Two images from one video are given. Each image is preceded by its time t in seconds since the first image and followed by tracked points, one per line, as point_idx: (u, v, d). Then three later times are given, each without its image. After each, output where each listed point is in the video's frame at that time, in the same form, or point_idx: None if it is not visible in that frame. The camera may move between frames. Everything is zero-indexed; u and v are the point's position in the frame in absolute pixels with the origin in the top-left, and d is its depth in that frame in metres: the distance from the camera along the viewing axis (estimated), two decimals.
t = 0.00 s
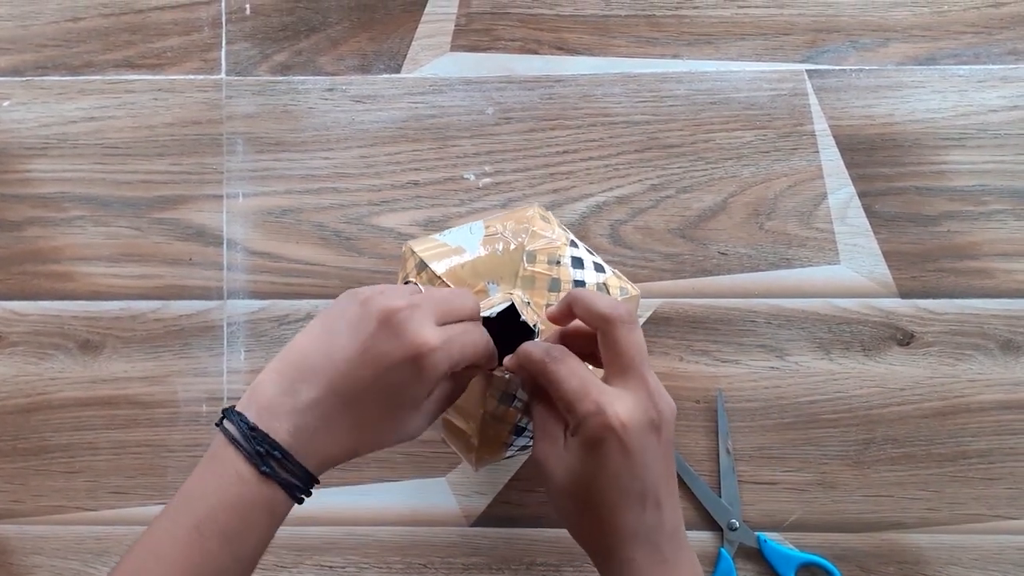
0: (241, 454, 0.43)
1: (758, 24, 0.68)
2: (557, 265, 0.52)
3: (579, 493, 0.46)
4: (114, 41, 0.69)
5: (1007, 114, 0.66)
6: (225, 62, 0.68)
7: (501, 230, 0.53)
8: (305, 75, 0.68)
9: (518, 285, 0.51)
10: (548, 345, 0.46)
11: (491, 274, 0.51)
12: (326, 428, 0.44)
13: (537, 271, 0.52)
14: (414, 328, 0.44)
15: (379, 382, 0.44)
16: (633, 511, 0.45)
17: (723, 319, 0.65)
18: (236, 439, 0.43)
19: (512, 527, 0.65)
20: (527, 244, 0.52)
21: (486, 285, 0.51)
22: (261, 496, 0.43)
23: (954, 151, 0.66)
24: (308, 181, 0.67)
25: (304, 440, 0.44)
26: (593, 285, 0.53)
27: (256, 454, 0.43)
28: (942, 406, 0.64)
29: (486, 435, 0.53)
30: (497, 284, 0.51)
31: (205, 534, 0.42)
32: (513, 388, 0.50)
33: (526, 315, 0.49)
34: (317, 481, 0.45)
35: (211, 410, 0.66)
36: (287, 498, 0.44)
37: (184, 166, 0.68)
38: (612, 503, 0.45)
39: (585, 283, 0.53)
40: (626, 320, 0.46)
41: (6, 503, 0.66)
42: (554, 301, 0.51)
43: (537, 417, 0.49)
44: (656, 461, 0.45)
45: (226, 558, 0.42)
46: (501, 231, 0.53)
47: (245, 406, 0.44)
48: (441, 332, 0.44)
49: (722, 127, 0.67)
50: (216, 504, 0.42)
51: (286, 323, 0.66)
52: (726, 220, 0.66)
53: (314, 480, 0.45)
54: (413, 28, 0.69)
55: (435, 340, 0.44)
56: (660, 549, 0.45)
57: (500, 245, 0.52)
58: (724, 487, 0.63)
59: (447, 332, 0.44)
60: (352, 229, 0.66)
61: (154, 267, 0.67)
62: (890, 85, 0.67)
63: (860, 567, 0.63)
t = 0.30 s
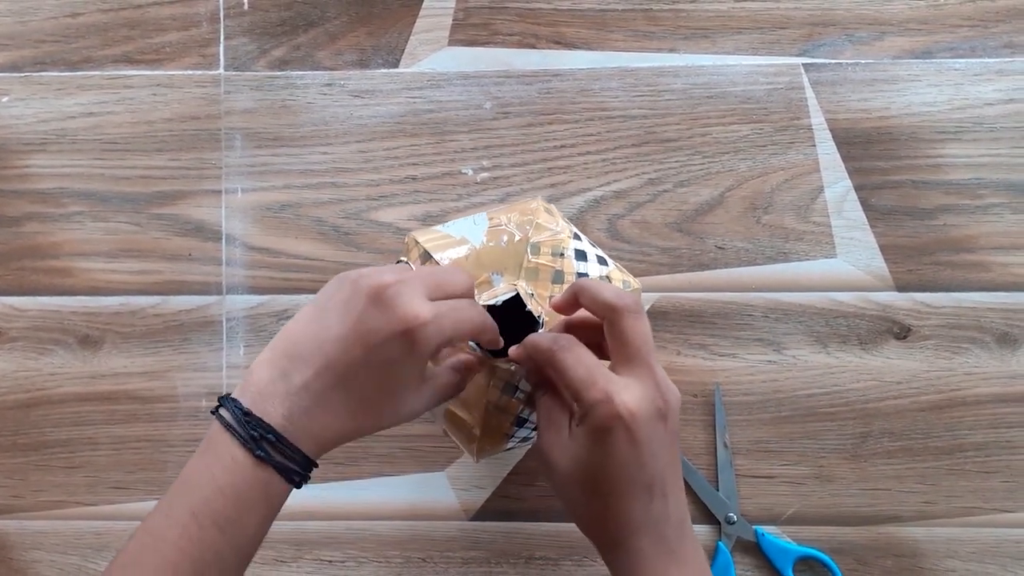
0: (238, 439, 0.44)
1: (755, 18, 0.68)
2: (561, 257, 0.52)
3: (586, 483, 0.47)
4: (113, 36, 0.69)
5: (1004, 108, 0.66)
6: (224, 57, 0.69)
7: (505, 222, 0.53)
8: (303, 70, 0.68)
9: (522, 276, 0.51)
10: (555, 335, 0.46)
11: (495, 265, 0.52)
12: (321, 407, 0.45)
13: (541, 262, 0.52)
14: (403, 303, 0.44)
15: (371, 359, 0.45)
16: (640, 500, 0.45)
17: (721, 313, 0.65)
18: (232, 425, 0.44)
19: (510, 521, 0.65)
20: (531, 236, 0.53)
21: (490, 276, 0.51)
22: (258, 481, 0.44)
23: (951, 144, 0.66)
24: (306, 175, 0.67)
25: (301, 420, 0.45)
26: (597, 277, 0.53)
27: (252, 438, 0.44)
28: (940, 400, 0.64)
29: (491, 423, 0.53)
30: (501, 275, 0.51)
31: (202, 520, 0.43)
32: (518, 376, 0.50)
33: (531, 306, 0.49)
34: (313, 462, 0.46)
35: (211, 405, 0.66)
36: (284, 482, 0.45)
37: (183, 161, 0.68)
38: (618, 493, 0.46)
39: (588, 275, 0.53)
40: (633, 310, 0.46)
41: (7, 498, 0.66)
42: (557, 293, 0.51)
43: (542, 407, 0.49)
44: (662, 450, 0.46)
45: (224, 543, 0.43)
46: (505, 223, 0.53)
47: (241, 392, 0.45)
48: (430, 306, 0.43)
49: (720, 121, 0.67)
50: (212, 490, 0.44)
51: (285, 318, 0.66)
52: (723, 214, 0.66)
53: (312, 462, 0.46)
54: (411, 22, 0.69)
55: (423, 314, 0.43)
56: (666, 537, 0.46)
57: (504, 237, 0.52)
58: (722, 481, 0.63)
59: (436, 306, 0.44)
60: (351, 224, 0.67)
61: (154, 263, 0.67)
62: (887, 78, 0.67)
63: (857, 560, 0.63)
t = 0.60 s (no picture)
0: (259, 454, 0.43)
1: (756, 22, 0.68)
2: (563, 264, 0.53)
3: (589, 491, 0.46)
4: (113, 42, 0.69)
5: (1005, 111, 0.66)
6: (225, 62, 0.69)
7: (506, 229, 0.53)
8: (304, 75, 0.68)
9: (523, 284, 0.52)
10: (558, 343, 0.46)
11: (497, 272, 0.52)
12: (343, 425, 0.44)
13: (543, 270, 0.52)
14: (426, 323, 0.44)
15: (394, 377, 0.44)
16: (643, 508, 0.45)
17: (723, 316, 0.65)
18: (254, 440, 0.43)
19: (511, 525, 0.65)
20: (533, 243, 0.53)
21: (492, 283, 0.52)
22: (280, 495, 0.43)
23: (952, 148, 0.66)
24: (307, 180, 0.67)
25: (322, 439, 0.44)
26: (598, 284, 0.53)
27: (273, 454, 0.43)
28: (942, 403, 0.64)
29: (491, 431, 0.53)
30: (502, 282, 0.52)
31: (224, 533, 0.42)
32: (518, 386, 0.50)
33: (532, 313, 0.50)
34: (335, 480, 0.44)
35: (211, 410, 0.66)
36: (306, 498, 0.44)
37: (183, 166, 0.68)
38: (621, 502, 0.45)
39: (590, 282, 0.53)
40: (635, 320, 0.46)
41: (7, 504, 0.66)
42: (559, 300, 0.52)
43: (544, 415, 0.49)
44: (665, 459, 0.46)
45: (245, 557, 0.42)
46: (507, 229, 0.53)
47: (261, 407, 0.44)
48: (453, 325, 0.44)
49: (721, 125, 0.67)
50: (235, 503, 0.42)
51: (286, 323, 0.66)
52: (725, 218, 0.66)
53: (333, 479, 0.44)
54: (411, 27, 0.69)
55: (447, 333, 0.43)
56: (669, 546, 0.46)
57: (505, 244, 0.53)
58: (724, 484, 0.63)
59: (459, 326, 0.44)
60: (352, 229, 0.66)
61: (154, 268, 0.67)
62: (888, 82, 0.67)
63: (860, 564, 0.63)
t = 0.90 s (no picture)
0: (259, 453, 0.43)
1: (758, 18, 0.68)
2: (564, 260, 0.52)
3: (589, 488, 0.46)
4: (113, 37, 0.69)
5: (1006, 107, 0.66)
6: (225, 58, 0.68)
7: (507, 225, 0.53)
8: (304, 71, 0.68)
9: (525, 280, 0.51)
10: (558, 340, 0.46)
11: (498, 269, 0.52)
12: (344, 424, 0.44)
13: (544, 266, 0.52)
14: (428, 321, 0.44)
15: (394, 375, 0.44)
16: (644, 506, 0.45)
17: (724, 313, 0.65)
18: (253, 438, 0.43)
19: (512, 522, 0.65)
20: (534, 239, 0.53)
21: (493, 280, 0.51)
22: (279, 494, 0.43)
23: (954, 144, 0.66)
24: (308, 176, 0.67)
25: (322, 437, 0.44)
26: (599, 281, 0.53)
27: (273, 453, 0.43)
28: (943, 399, 0.64)
29: (492, 429, 0.53)
30: (504, 279, 0.51)
31: (222, 531, 0.42)
32: (519, 384, 0.50)
33: (533, 311, 0.50)
34: (335, 478, 0.44)
35: (212, 406, 0.66)
36: (305, 496, 0.44)
37: (184, 162, 0.68)
38: (621, 499, 0.45)
39: (591, 278, 0.53)
40: (635, 316, 0.46)
41: (7, 501, 0.66)
42: (560, 297, 0.51)
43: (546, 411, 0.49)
44: (666, 457, 0.45)
45: (244, 555, 0.42)
46: (508, 226, 0.53)
47: (263, 406, 0.44)
48: (454, 323, 0.44)
49: (722, 120, 0.67)
50: (233, 501, 0.42)
51: (286, 319, 0.66)
52: (726, 214, 0.66)
53: (333, 478, 0.44)
54: (412, 22, 0.69)
55: (449, 331, 0.43)
56: (669, 543, 0.46)
57: (507, 241, 0.52)
58: (725, 481, 0.63)
59: (461, 325, 0.44)
60: (352, 225, 0.66)
61: (155, 264, 0.67)
62: (889, 78, 0.67)
63: (861, 561, 0.63)
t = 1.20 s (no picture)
0: (250, 443, 0.43)
1: (759, 17, 0.68)
2: (568, 259, 0.52)
3: (592, 486, 0.46)
4: (114, 38, 0.69)
5: (1009, 105, 0.66)
6: (226, 58, 0.68)
7: (511, 224, 0.53)
8: (306, 71, 0.68)
9: (528, 279, 0.52)
10: (562, 338, 0.46)
11: (502, 268, 0.51)
12: (335, 411, 0.44)
13: (547, 265, 0.52)
14: (416, 304, 0.44)
15: (384, 360, 0.44)
16: (647, 503, 0.45)
17: (727, 312, 0.65)
18: (243, 429, 0.43)
19: (516, 522, 0.65)
20: (537, 238, 0.53)
21: (497, 279, 0.51)
22: (270, 485, 0.43)
23: (956, 142, 0.66)
24: (310, 176, 0.67)
25: (313, 424, 0.44)
26: (603, 279, 0.53)
27: (263, 442, 0.43)
28: (946, 398, 0.64)
29: (496, 427, 0.53)
30: (507, 278, 0.51)
31: (213, 523, 0.42)
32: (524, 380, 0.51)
33: (537, 309, 0.50)
34: (327, 467, 0.44)
35: (214, 407, 0.66)
36: (298, 486, 0.44)
37: (186, 162, 0.68)
38: (624, 496, 0.45)
39: (595, 277, 0.53)
40: (636, 313, 0.46)
41: (10, 502, 0.66)
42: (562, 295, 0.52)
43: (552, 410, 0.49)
44: (669, 454, 0.45)
45: (236, 547, 0.42)
46: (512, 225, 0.53)
47: (254, 396, 0.44)
48: (444, 306, 0.43)
49: (724, 119, 0.67)
50: (224, 492, 0.42)
51: (289, 319, 0.66)
52: (728, 213, 0.66)
53: (325, 468, 0.44)
54: (413, 23, 0.69)
55: (437, 314, 0.43)
56: (674, 542, 0.45)
57: (510, 239, 0.52)
58: (729, 480, 0.63)
59: (449, 307, 0.44)
60: (355, 225, 0.66)
61: (157, 264, 0.67)
62: (891, 76, 0.67)
63: (865, 560, 0.63)
